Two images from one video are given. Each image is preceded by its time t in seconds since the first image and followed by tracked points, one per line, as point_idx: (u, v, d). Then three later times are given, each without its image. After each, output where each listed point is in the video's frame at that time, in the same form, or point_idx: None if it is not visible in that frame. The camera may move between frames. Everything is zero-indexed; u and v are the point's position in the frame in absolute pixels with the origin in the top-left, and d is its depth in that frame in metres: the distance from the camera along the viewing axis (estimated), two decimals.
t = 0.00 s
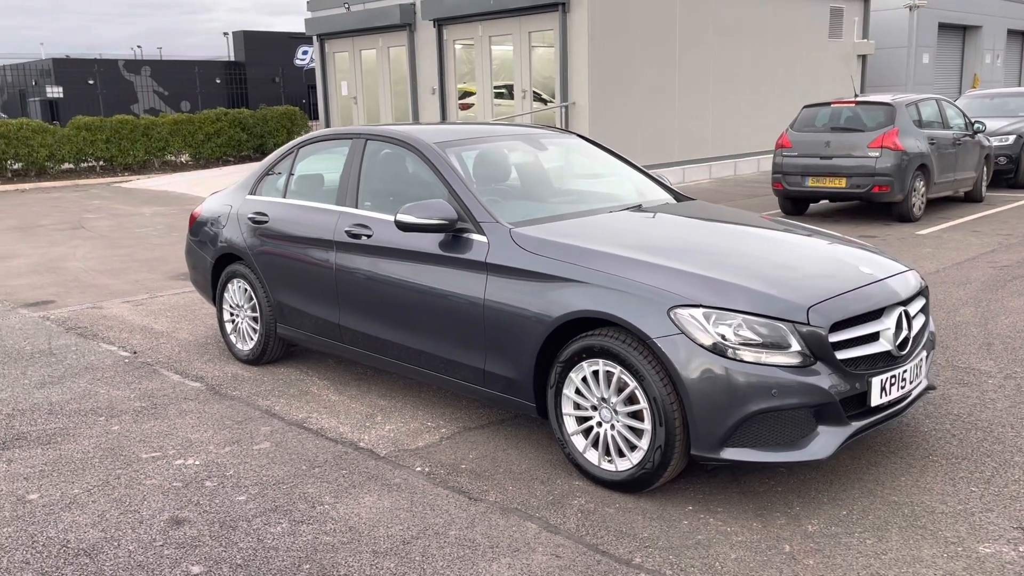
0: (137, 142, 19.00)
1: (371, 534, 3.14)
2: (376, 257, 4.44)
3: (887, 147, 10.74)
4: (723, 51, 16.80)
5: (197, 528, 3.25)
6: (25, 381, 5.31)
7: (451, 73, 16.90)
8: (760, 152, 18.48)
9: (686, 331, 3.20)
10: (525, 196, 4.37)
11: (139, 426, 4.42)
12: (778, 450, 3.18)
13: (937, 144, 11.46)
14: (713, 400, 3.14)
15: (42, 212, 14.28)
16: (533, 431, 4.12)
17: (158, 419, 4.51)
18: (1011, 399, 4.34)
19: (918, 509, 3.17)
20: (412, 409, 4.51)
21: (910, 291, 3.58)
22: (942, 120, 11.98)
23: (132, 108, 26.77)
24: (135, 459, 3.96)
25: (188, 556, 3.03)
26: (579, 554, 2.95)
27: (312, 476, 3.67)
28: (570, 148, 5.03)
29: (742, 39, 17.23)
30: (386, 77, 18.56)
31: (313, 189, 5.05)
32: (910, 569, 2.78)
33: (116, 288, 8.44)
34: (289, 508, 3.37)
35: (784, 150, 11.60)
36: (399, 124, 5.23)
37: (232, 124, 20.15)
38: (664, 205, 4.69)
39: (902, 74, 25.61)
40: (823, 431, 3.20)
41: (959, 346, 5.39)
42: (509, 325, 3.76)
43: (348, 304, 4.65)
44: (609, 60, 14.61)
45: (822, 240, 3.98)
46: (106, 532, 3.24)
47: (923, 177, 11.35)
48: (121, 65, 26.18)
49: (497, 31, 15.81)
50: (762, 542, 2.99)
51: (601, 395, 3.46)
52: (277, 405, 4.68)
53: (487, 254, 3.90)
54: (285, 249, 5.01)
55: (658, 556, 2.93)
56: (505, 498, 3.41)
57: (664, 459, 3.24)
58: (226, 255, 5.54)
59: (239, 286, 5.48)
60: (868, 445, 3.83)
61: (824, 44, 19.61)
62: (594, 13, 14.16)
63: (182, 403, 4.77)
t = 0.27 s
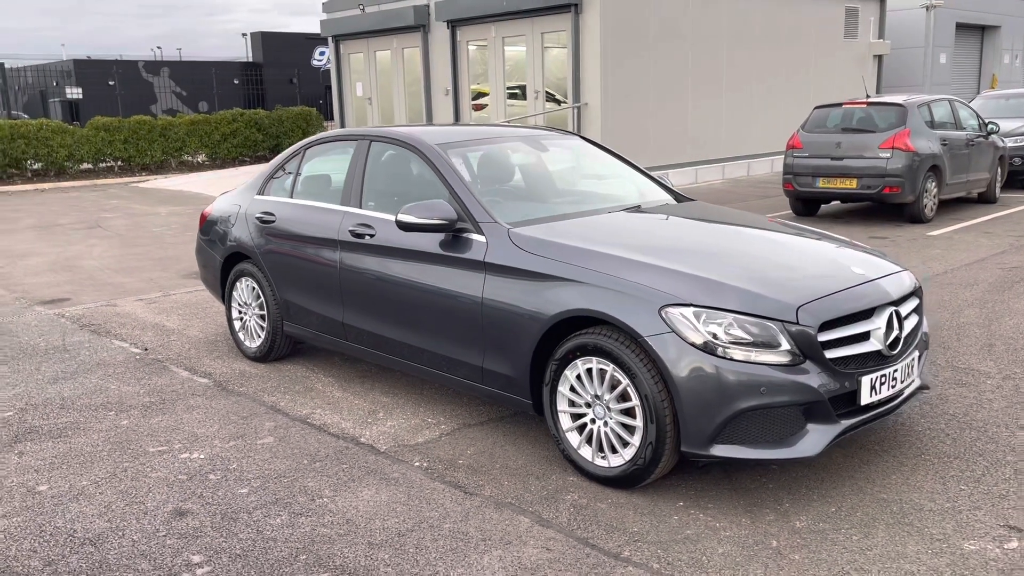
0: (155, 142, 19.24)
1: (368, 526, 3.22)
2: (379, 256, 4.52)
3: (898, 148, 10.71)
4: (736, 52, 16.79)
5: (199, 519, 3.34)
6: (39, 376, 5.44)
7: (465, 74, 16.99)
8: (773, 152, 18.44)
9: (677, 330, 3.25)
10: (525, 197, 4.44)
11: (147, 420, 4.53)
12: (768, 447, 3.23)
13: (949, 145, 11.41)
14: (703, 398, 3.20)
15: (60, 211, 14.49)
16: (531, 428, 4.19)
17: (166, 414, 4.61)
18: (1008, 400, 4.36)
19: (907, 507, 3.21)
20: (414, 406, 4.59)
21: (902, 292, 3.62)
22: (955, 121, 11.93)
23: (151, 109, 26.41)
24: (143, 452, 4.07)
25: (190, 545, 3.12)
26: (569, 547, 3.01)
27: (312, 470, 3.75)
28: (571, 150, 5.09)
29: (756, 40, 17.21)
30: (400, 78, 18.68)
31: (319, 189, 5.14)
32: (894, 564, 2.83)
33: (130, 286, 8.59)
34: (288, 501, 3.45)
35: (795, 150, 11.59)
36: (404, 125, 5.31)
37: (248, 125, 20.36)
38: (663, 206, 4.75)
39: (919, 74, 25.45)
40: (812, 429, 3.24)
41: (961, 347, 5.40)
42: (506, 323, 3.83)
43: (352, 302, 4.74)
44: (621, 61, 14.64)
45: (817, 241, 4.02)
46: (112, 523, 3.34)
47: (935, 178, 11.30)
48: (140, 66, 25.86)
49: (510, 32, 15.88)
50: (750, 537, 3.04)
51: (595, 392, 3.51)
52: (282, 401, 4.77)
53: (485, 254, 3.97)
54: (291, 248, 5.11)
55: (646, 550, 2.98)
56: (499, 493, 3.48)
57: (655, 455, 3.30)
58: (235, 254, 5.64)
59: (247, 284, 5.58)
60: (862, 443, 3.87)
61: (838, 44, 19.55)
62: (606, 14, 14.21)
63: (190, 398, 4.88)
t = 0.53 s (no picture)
0: (168, 142, 19.42)
1: (352, 522, 3.26)
2: (371, 255, 4.56)
3: (906, 148, 10.66)
4: (747, 52, 16.74)
5: (187, 514, 3.38)
6: (41, 373, 5.52)
7: (475, 74, 17.04)
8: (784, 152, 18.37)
9: (659, 329, 3.27)
10: (517, 196, 4.48)
11: (144, 417, 4.59)
12: (748, 446, 3.25)
13: (958, 145, 11.33)
14: (683, 397, 3.21)
15: (73, 211, 14.65)
16: (520, 426, 4.22)
17: (163, 411, 4.68)
18: (1000, 401, 4.34)
19: (887, 506, 3.22)
20: (406, 404, 4.63)
21: (888, 292, 3.62)
22: (965, 121, 11.85)
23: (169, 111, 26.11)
24: (137, 448, 4.13)
25: (176, 539, 3.16)
26: (549, 544, 3.05)
27: (302, 466, 3.80)
28: (565, 150, 5.13)
29: (767, 40, 17.15)
30: (411, 78, 18.75)
31: (316, 189, 5.19)
32: (870, 563, 2.84)
33: (137, 285, 8.68)
34: (276, 496, 3.50)
35: (803, 151, 11.55)
36: (401, 126, 5.35)
37: (260, 125, 20.51)
38: (655, 205, 4.77)
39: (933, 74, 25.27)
40: (794, 428, 3.25)
41: (957, 348, 5.38)
42: (493, 321, 3.86)
43: (346, 301, 4.78)
44: (631, 61, 14.63)
45: (804, 241, 4.03)
46: (102, 516, 3.39)
47: (944, 179, 11.23)
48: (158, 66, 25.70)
49: (520, 32, 15.91)
50: (729, 535, 3.06)
51: (579, 390, 3.54)
52: (277, 398, 4.82)
53: (474, 254, 4.00)
54: (288, 247, 5.16)
55: (625, 547, 3.00)
56: (484, 490, 3.51)
57: (637, 454, 3.33)
58: (235, 253, 5.70)
59: (246, 283, 5.64)
60: (848, 443, 3.87)
61: (851, 44, 19.45)
62: (615, 14, 14.20)
63: (187, 395, 4.94)
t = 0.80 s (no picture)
0: (178, 142, 19.55)
1: (328, 518, 3.28)
2: (358, 253, 4.58)
3: (912, 148, 10.55)
4: (756, 51, 16.66)
5: (167, 510, 3.41)
6: (37, 370, 5.57)
7: (483, 74, 17.05)
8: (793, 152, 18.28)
9: (635, 328, 3.27)
10: (504, 196, 4.48)
11: (133, 414, 4.63)
12: (725, 445, 3.24)
13: (966, 145, 11.23)
14: (659, 395, 3.21)
15: (82, 210, 14.77)
16: (504, 425, 4.23)
17: (153, 408, 4.72)
18: (989, 402, 4.31)
19: (864, 507, 3.21)
20: (393, 402, 4.65)
21: (869, 291, 3.60)
22: (973, 121, 11.75)
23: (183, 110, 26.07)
24: (124, 445, 4.16)
25: (154, 535, 3.19)
26: (521, 541, 3.05)
27: (284, 463, 3.82)
28: (554, 149, 5.13)
29: (776, 39, 17.08)
30: (419, 79, 18.78)
31: (307, 188, 5.21)
32: (841, 562, 2.83)
33: (140, 283, 8.74)
34: (256, 493, 3.52)
35: (808, 151, 11.47)
36: (392, 125, 5.37)
37: (270, 125, 20.61)
38: (643, 204, 4.76)
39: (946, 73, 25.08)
40: (771, 427, 3.25)
41: (951, 349, 5.34)
42: (475, 320, 3.87)
43: (334, 300, 4.80)
44: (638, 61, 14.59)
45: (789, 241, 4.01)
46: (83, 512, 3.42)
47: (950, 179, 11.12)
48: (172, 66, 25.37)
49: (528, 32, 15.90)
50: (702, 534, 3.06)
51: (558, 389, 3.55)
52: (266, 396, 4.85)
53: (457, 253, 4.01)
54: (279, 246, 5.18)
55: (597, 545, 3.01)
56: (463, 488, 3.52)
57: (613, 452, 3.33)
58: (229, 252, 5.74)
59: (240, 282, 5.67)
60: (831, 443, 3.85)
61: (862, 43, 19.33)
62: (622, 14, 14.17)
63: (178, 392, 4.98)
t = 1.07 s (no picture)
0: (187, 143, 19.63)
1: (313, 517, 3.28)
2: (350, 253, 4.58)
3: (918, 148, 10.41)
4: (764, 51, 16.59)
5: (154, 508, 3.43)
6: (36, 369, 5.61)
7: (490, 74, 17.05)
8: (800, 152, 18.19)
9: (620, 329, 3.26)
10: (496, 195, 4.48)
11: (128, 412, 4.65)
12: (710, 446, 3.23)
13: (973, 145, 11.12)
14: (643, 395, 3.21)
15: (90, 210, 14.85)
16: (494, 425, 4.23)
17: (147, 407, 4.74)
18: (983, 404, 4.28)
19: (850, 508, 3.19)
20: (385, 402, 4.66)
21: (858, 292, 3.58)
22: (981, 121, 11.63)
23: (194, 110, 26.23)
24: (116, 443, 4.18)
25: (139, 533, 3.21)
26: (503, 541, 3.05)
27: (272, 463, 3.83)
28: (549, 149, 5.12)
29: (784, 39, 17.00)
30: (427, 79, 18.80)
31: (302, 188, 5.22)
32: (823, 564, 2.82)
33: (143, 283, 8.79)
34: (243, 492, 3.53)
35: (813, 151, 11.33)
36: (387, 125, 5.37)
37: (278, 126, 20.68)
38: (636, 205, 4.75)
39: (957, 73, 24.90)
40: (756, 428, 3.23)
41: (949, 350, 5.30)
42: (464, 319, 3.87)
43: (327, 300, 4.81)
44: (645, 61, 14.54)
45: (779, 241, 3.99)
46: (71, 510, 3.44)
47: (957, 179, 11.00)
48: (183, 67, 25.47)
49: (535, 32, 15.89)
50: (685, 535, 3.05)
51: (544, 389, 3.54)
52: (260, 395, 4.87)
53: (447, 252, 4.01)
54: (273, 246, 5.20)
55: (579, 546, 3.01)
56: (449, 488, 3.53)
57: (598, 452, 3.33)
58: (226, 251, 5.76)
59: (237, 281, 5.69)
60: (820, 444, 3.83)
61: (872, 43, 19.22)
62: (628, 14, 14.13)
63: (173, 392, 5.00)
